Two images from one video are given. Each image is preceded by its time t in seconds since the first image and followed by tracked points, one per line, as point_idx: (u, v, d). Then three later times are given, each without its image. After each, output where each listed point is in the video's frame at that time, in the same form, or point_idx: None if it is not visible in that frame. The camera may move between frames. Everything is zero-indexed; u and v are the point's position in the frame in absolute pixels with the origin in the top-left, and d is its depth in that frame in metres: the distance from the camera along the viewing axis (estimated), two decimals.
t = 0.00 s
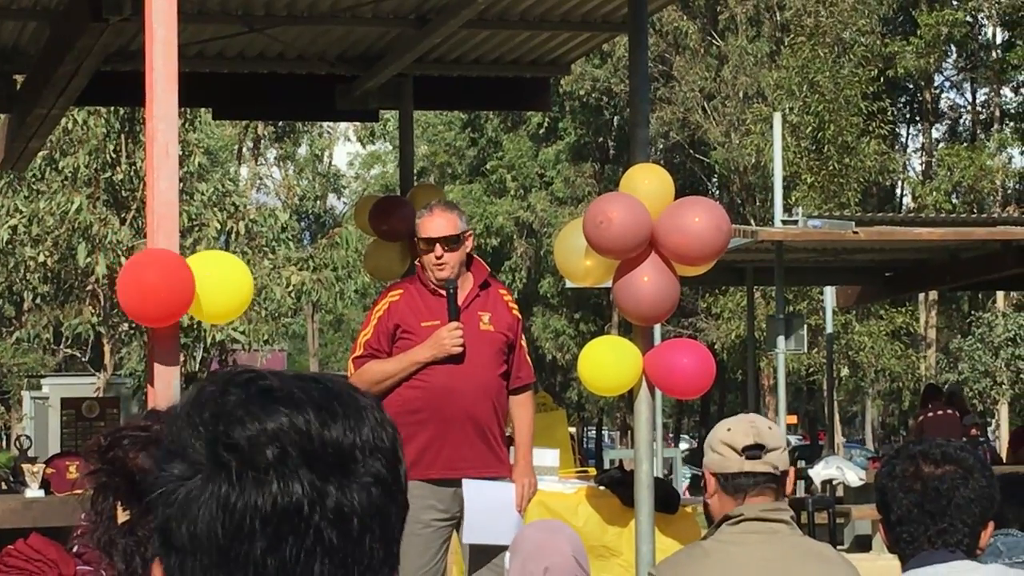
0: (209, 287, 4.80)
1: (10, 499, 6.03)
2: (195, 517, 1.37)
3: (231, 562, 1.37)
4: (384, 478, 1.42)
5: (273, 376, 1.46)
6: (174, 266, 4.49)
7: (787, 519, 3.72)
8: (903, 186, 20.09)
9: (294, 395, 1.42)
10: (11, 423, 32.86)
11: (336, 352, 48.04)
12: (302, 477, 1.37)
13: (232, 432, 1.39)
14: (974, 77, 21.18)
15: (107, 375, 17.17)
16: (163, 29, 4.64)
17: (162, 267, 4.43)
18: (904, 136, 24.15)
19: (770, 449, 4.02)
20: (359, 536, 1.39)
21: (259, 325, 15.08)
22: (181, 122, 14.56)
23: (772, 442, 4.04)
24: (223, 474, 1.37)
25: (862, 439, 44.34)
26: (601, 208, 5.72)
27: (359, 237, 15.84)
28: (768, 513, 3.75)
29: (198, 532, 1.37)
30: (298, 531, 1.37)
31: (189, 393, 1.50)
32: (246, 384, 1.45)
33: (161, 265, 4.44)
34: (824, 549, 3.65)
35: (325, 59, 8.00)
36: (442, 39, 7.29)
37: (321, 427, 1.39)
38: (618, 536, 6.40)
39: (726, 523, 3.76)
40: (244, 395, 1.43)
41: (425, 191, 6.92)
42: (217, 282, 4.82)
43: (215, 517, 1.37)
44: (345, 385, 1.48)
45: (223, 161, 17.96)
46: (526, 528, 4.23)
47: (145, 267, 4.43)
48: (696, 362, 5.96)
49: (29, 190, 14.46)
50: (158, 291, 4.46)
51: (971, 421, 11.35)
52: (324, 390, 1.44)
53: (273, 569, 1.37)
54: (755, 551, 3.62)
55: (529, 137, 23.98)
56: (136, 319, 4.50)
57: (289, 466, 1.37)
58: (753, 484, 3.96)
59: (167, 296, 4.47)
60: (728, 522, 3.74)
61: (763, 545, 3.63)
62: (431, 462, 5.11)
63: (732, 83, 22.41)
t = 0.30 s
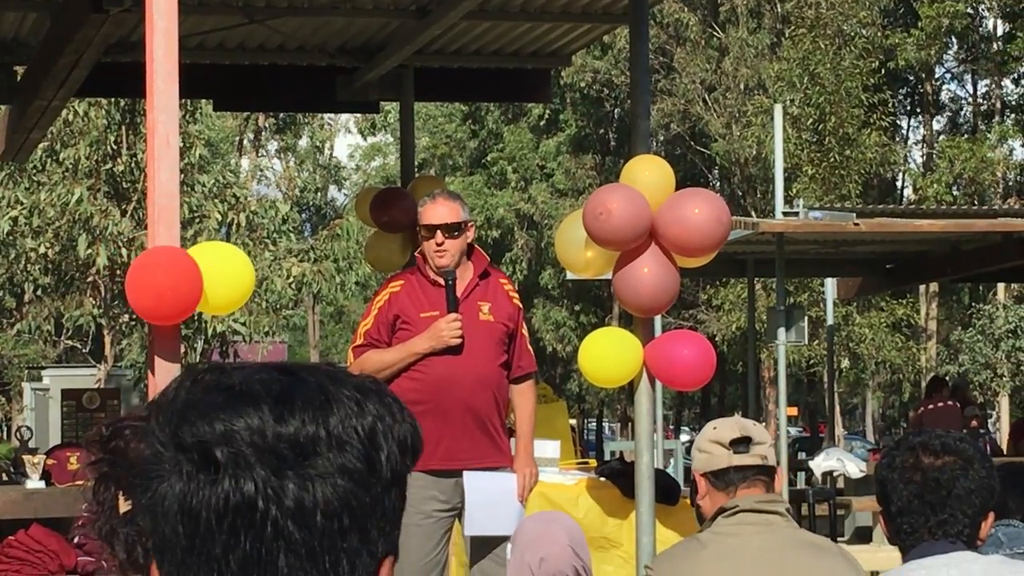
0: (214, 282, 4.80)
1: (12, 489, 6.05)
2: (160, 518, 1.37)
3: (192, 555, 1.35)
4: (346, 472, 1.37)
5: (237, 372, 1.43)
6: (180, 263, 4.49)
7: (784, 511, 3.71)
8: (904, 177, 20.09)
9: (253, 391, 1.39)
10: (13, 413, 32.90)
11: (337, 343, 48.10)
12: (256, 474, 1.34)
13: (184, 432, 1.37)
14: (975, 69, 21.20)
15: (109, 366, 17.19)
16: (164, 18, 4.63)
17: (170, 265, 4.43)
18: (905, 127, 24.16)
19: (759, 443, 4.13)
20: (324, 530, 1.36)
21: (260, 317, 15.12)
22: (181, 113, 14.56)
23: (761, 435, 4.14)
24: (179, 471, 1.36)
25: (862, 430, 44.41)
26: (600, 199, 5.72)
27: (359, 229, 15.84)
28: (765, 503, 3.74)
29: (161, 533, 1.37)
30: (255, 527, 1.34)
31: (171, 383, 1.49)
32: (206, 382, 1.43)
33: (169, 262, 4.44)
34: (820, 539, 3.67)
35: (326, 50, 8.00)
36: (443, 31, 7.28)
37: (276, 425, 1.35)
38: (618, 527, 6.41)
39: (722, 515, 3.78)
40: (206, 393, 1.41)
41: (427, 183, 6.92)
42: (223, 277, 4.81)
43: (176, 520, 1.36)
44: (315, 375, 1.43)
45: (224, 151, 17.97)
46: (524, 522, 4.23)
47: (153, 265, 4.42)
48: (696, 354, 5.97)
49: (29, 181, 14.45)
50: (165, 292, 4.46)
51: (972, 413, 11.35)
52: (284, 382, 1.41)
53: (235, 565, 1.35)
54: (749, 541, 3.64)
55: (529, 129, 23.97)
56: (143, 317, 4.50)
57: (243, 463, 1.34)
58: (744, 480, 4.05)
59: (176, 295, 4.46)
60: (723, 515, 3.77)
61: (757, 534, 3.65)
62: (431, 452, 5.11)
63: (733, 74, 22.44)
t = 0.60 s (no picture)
0: (212, 273, 4.80)
1: (14, 482, 6.06)
2: (159, 516, 1.37)
3: (193, 552, 1.35)
4: (344, 466, 1.38)
5: (232, 369, 1.44)
6: (163, 232, 4.50)
7: (782, 503, 3.73)
8: (906, 170, 20.10)
9: (248, 387, 1.40)
10: (14, 406, 32.94)
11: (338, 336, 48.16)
12: (255, 471, 1.34)
13: (180, 431, 1.37)
14: (977, 62, 21.23)
15: (110, 359, 17.22)
16: (165, 11, 4.65)
17: (148, 228, 4.44)
18: (906, 120, 24.18)
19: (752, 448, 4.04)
20: (322, 526, 1.36)
21: (262, 310, 15.13)
22: (183, 106, 14.57)
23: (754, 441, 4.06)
24: (176, 469, 1.36)
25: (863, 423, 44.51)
26: (602, 192, 5.72)
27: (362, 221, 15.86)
28: (762, 497, 3.77)
29: (161, 531, 1.36)
30: (255, 524, 1.35)
31: (171, 376, 1.49)
32: (203, 379, 1.43)
33: (149, 226, 4.45)
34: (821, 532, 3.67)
35: (328, 43, 8.00)
36: (444, 23, 7.28)
37: (274, 422, 1.36)
38: (619, 520, 6.41)
39: (721, 511, 3.79)
40: (198, 391, 1.42)
41: (428, 176, 6.93)
42: (222, 268, 4.81)
43: (176, 518, 1.35)
44: (311, 368, 1.45)
45: (226, 144, 18.00)
46: (526, 517, 4.23)
47: (132, 229, 4.45)
48: (698, 348, 5.96)
49: (31, 174, 14.45)
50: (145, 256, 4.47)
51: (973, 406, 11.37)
52: (280, 376, 1.42)
53: (237, 561, 1.35)
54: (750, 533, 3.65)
55: (530, 123, 23.98)
56: (117, 276, 4.54)
57: (241, 461, 1.35)
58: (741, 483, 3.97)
59: (151, 258, 4.48)
60: (723, 509, 3.78)
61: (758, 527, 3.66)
62: (437, 445, 5.09)
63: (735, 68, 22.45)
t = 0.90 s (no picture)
0: (212, 265, 4.80)
1: (14, 478, 6.07)
2: (157, 515, 1.36)
3: (192, 551, 1.35)
4: (340, 459, 1.38)
5: (225, 367, 1.43)
6: (164, 224, 4.50)
7: (778, 499, 3.74)
8: (905, 167, 20.11)
9: (242, 385, 1.39)
10: (15, 402, 32.97)
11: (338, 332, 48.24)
12: (252, 467, 1.34)
13: (176, 430, 1.37)
14: (978, 59, 21.24)
15: (111, 355, 17.24)
16: (165, 8, 4.65)
17: (150, 221, 4.44)
18: (906, 117, 24.19)
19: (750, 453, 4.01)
20: (320, 520, 1.36)
21: (261, 306, 15.13)
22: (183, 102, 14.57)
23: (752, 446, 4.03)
24: (173, 468, 1.35)
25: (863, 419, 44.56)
26: (601, 189, 5.73)
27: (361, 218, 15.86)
28: (757, 493, 3.77)
29: (160, 530, 1.36)
30: (254, 521, 1.34)
31: (165, 372, 1.48)
32: (197, 377, 1.43)
33: (149, 219, 4.45)
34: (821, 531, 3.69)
35: (328, 39, 8.00)
36: (444, 20, 7.28)
37: (268, 418, 1.36)
38: (619, 517, 6.42)
39: (717, 507, 3.78)
40: (191, 390, 1.41)
41: (428, 173, 6.92)
42: (221, 259, 4.81)
43: (174, 518, 1.35)
44: (303, 363, 1.44)
45: (227, 139, 18.01)
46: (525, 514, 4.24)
47: (133, 223, 4.44)
48: (698, 344, 5.97)
49: (31, 170, 14.46)
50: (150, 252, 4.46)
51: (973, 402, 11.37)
52: (273, 371, 1.41)
53: (236, 558, 1.34)
54: (751, 529, 3.65)
55: (530, 120, 23.99)
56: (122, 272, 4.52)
57: (238, 457, 1.34)
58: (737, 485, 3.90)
59: (153, 253, 4.47)
60: (719, 506, 3.77)
61: (758, 524, 3.66)
62: (454, 442, 5.14)
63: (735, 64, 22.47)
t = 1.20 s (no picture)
0: (213, 261, 4.80)
1: (15, 477, 6.07)
2: (158, 510, 1.35)
3: (193, 546, 1.34)
4: (342, 458, 1.37)
5: (227, 364, 1.43)
6: (175, 245, 4.50)
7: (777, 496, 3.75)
8: (906, 165, 20.13)
9: (247, 380, 1.39)
10: (15, 400, 32.97)
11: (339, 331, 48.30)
12: (254, 463, 1.33)
13: (178, 425, 1.37)
14: (978, 58, 21.19)
15: (111, 354, 17.25)
16: (165, 6, 4.64)
17: (164, 245, 4.45)
18: (905, 116, 24.23)
19: (755, 447, 3.91)
20: (321, 517, 1.36)
21: (261, 305, 15.13)
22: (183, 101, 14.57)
23: (757, 439, 3.92)
24: (175, 463, 1.35)
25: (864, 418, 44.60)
26: (601, 187, 5.72)
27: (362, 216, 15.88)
28: (754, 489, 3.78)
29: (160, 526, 1.35)
30: (256, 517, 1.34)
31: (167, 371, 1.48)
32: (200, 372, 1.43)
33: (164, 242, 4.46)
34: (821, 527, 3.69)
35: (328, 38, 7.99)
36: (444, 18, 7.27)
37: (271, 414, 1.35)
38: (618, 515, 6.42)
39: (716, 505, 3.78)
40: (193, 386, 1.41)
41: (428, 171, 6.92)
42: (224, 259, 4.82)
43: (176, 513, 1.34)
44: (307, 362, 1.44)
45: (227, 138, 18.03)
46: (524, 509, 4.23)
47: (147, 247, 4.44)
48: (698, 342, 5.97)
49: (30, 169, 14.45)
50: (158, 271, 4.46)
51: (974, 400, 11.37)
52: (278, 367, 1.42)
53: (238, 555, 1.33)
54: (748, 527, 3.66)
55: (530, 118, 23.99)
56: (139, 298, 4.52)
57: (239, 454, 1.33)
58: (739, 480, 3.85)
59: (168, 275, 4.47)
60: (718, 505, 3.78)
61: (755, 523, 3.67)
62: (467, 440, 5.17)
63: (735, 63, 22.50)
